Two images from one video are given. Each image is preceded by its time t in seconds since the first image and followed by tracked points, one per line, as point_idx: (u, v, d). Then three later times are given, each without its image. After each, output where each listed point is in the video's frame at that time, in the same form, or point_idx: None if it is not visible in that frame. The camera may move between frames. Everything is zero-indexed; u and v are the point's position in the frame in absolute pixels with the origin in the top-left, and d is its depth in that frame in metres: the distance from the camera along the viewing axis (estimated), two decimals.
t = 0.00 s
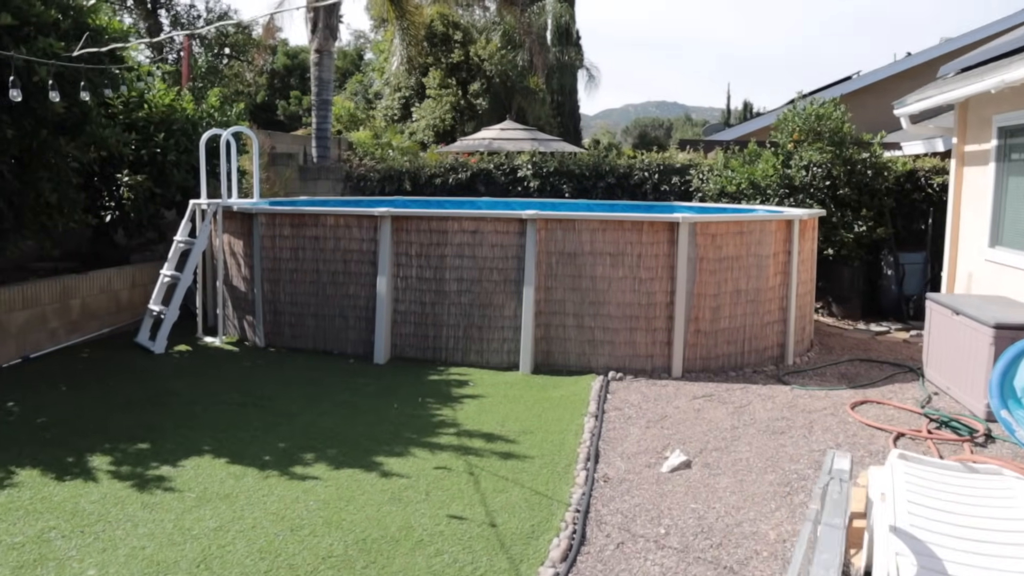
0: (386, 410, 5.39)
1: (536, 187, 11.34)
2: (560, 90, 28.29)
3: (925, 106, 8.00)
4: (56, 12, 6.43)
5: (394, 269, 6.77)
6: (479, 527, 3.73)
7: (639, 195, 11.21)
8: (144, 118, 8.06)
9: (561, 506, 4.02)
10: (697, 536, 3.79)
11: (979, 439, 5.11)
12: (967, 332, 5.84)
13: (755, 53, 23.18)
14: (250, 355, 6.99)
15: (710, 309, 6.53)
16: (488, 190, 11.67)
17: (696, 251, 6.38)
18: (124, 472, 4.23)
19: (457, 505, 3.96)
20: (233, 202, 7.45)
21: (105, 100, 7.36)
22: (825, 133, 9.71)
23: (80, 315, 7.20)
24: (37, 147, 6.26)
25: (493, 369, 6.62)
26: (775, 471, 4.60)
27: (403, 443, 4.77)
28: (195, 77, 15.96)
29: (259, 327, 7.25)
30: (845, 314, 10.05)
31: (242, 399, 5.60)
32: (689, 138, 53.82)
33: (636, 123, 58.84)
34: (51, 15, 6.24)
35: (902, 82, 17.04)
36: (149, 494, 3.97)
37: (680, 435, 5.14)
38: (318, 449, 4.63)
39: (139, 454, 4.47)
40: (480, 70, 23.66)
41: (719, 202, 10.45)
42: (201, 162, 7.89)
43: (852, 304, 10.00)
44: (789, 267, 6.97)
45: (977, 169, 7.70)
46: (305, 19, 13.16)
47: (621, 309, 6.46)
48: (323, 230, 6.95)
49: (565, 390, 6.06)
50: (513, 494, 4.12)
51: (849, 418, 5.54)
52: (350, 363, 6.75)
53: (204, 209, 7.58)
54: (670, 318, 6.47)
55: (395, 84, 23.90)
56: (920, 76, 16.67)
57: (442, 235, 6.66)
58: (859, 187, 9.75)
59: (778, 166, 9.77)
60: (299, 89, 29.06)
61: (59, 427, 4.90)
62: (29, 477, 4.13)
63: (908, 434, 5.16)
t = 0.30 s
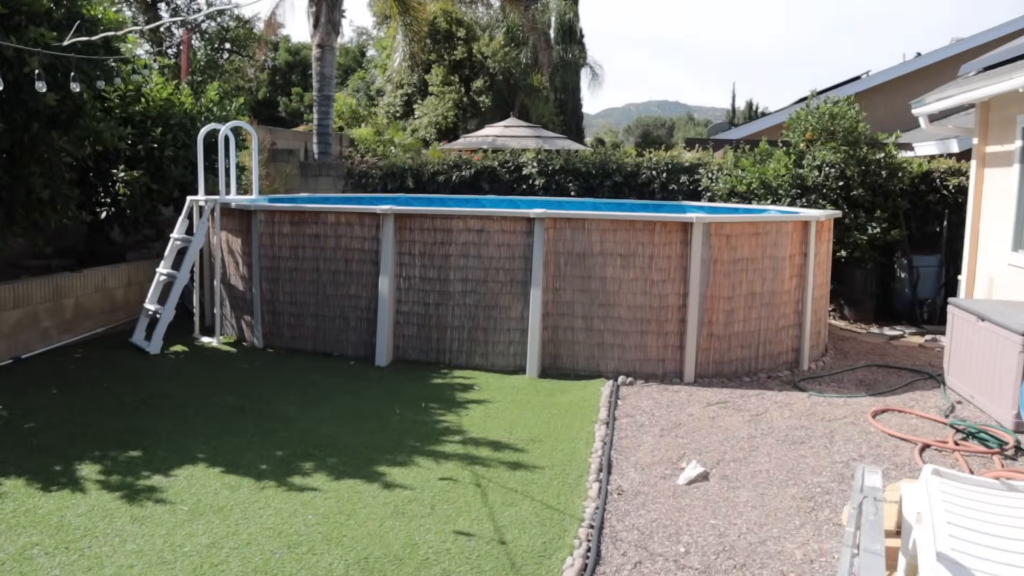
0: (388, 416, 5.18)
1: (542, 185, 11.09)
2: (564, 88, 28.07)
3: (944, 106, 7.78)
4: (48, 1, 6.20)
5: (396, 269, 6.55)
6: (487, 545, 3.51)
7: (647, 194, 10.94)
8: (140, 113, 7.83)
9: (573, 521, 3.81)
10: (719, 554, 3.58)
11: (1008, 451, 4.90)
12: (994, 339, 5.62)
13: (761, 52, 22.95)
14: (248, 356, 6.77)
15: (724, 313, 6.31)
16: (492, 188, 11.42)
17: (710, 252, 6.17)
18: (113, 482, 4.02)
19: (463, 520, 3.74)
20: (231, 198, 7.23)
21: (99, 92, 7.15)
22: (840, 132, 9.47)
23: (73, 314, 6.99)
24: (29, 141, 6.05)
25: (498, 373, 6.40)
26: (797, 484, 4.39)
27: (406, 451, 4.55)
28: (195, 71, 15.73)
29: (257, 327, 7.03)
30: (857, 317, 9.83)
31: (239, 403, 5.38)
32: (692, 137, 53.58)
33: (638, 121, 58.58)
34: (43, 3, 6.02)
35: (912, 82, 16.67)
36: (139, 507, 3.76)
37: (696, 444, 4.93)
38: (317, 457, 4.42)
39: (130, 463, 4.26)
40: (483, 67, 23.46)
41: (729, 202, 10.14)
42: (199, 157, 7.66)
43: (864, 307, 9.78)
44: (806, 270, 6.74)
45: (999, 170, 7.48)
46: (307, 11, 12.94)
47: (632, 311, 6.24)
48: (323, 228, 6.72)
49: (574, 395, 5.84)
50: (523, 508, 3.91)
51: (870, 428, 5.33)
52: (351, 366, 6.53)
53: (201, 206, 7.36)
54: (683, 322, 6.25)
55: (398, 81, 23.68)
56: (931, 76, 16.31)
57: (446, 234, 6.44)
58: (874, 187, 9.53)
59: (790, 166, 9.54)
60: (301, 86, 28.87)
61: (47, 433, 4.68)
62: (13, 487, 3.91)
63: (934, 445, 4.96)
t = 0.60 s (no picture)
0: (394, 418, 4.94)
1: (546, 176, 10.81)
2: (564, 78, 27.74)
3: (965, 94, 7.57)
4: None
5: (400, 263, 6.31)
6: (504, 559, 3.28)
7: (654, 185, 10.68)
8: (135, 101, 7.56)
9: (594, 533, 3.58)
10: (751, 569, 3.36)
11: None
12: None
13: (765, 41, 22.62)
14: (246, 353, 6.53)
15: (740, 308, 6.08)
16: (495, 179, 11.15)
17: (727, 245, 5.93)
18: (105, 491, 3.78)
19: (478, 532, 3.51)
20: (228, 189, 6.97)
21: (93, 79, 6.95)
22: (854, 121, 9.22)
23: (66, 310, 6.74)
24: (18, 129, 5.79)
25: (506, 371, 6.17)
26: (827, 491, 4.18)
27: (414, 456, 4.32)
28: (191, 60, 15.38)
29: (255, 323, 6.78)
30: (870, 312, 9.67)
31: (238, 404, 5.14)
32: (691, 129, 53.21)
33: (637, 113, 58.20)
34: None
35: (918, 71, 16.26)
36: (134, 518, 3.52)
37: (716, 447, 4.71)
38: (321, 463, 4.18)
39: (124, 470, 4.02)
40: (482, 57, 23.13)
41: (738, 193, 9.95)
42: (196, 147, 7.38)
43: (877, 301, 9.62)
44: (824, 263, 6.52)
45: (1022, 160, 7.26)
46: None
47: (645, 307, 6.01)
48: (324, 220, 6.47)
49: (586, 395, 5.61)
50: (540, 518, 3.68)
51: (897, 429, 5.11)
52: (353, 363, 6.30)
53: (198, 197, 7.11)
54: (698, 318, 6.02)
55: (396, 71, 23.34)
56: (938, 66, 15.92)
57: (452, 227, 6.20)
58: (887, 178, 9.31)
59: (802, 156, 9.33)
60: (298, 77, 28.50)
61: (36, 437, 4.45)
62: None
63: (966, 447, 4.75)
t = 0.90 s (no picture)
0: (379, 429, 4.70)
1: (525, 174, 10.58)
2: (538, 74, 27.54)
3: (954, 91, 7.48)
4: None
5: (380, 264, 6.06)
6: None
7: (634, 182, 10.49)
8: (100, 95, 7.15)
9: (598, 553, 3.38)
10: None
11: None
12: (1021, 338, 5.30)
13: (738, 36, 22.61)
14: (219, 360, 6.24)
15: (732, 310, 5.92)
16: (473, 176, 10.89)
17: (719, 245, 5.76)
18: (71, 516, 3.50)
19: (474, 555, 3.29)
20: (198, 187, 6.65)
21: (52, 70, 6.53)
22: (839, 117, 9.09)
23: (27, 314, 6.39)
24: None
25: (492, 376, 5.95)
26: (834, 502, 4.03)
27: (402, 471, 4.09)
28: (158, 52, 14.93)
29: (228, 328, 6.49)
30: (854, 310, 9.61)
31: (213, 415, 4.86)
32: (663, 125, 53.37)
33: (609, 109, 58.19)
34: None
35: (892, 68, 16.21)
36: (102, 547, 3.26)
37: (716, 457, 4.54)
38: (304, 481, 3.93)
39: (91, 491, 3.74)
40: (455, 52, 22.86)
41: (719, 190, 9.74)
42: (165, 142, 7.04)
43: (861, 299, 9.56)
44: (815, 263, 6.39)
45: (1011, 157, 7.20)
46: None
47: (635, 309, 5.81)
48: (300, 220, 6.19)
49: (577, 401, 5.41)
50: (540, 538, 3.47)
51: (898, 433, 4.99)
52: (332, 370, 6.04)
53: (166, 196, 6.78)
54: (689, 320, 5.84)
55: (367, 66, 22.98)
56: (911, 63, 15.88)
57: (434, 227, 5.95)
58: (871, 175, 9.23)
59: (785, 153, 9.18)
60: (268, 71, 28.01)
61: None
62: None
63: (970, 453, 4.65)
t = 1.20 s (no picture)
0: (385, 454, 4.45)
1: (525, 183, 10.35)
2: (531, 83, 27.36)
3: (966, 95, 7.26)
4: None
5: (382, 279, 5.82)
6: None
7: (638, 191, 10.27)
8: (87, 105, 6.90)
9: None
10: None
11: None
12: None
13: (733, 43, 22.46)
14: (214, 379, 5.98)
15: (749, 322, 5.70)
16: (472, 186, 10.65)
17: (734, 256, 5.54)
18: (55, 556, 3.24)
19: None
20: (191, 199, 6.40)
21: (37, 78, 6.30)
22: (846, 122, 8.85)
23: (12, 333, 6.13)
24: None
25: (500, 395, 5.72)
26: (870, 528, 3.80)
27: (411, 500, 3.84)
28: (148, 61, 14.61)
29: (223, 346, 6.23)
30: (863, 320, 9.43)
31: (208, 441, 4.61)
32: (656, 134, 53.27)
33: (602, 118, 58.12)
34: None
35: (889, 72, 16.02)
36: None
37: (741, 481, 4.31)
38: (306, 513, 3.68)
39: (78, 528, 3.48)
40: (449, 61, 22.66)
41: (725, 198, 9.53)
42: (155, 152, 6.78)
43: (870, 309, 9.37)
44: (831, 272, 6.18)
45: None
46: None
47: (649, 323, 5.59)
48: (298, 233, 5.94)
49: (590, 421, 5.18)
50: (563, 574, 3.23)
51: (926, 451, 4.78)
52: (333, 389, 5.79)
53: (157, 208, 6.52)
54: (705, 334, 5.62)
55: (359, 75, 22.76)
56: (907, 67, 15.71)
57: (438, 239, 5.72)
58: (879, 181, 9.05)
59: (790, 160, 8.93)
60: (259, 81, 27.76)
61: None
62: None
63: (1005, 472, 4.44)
